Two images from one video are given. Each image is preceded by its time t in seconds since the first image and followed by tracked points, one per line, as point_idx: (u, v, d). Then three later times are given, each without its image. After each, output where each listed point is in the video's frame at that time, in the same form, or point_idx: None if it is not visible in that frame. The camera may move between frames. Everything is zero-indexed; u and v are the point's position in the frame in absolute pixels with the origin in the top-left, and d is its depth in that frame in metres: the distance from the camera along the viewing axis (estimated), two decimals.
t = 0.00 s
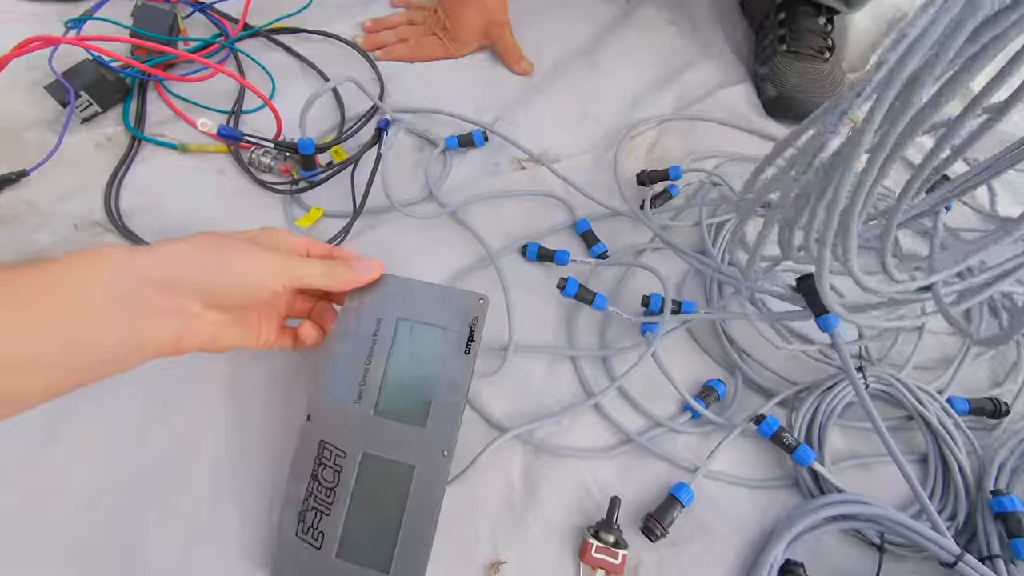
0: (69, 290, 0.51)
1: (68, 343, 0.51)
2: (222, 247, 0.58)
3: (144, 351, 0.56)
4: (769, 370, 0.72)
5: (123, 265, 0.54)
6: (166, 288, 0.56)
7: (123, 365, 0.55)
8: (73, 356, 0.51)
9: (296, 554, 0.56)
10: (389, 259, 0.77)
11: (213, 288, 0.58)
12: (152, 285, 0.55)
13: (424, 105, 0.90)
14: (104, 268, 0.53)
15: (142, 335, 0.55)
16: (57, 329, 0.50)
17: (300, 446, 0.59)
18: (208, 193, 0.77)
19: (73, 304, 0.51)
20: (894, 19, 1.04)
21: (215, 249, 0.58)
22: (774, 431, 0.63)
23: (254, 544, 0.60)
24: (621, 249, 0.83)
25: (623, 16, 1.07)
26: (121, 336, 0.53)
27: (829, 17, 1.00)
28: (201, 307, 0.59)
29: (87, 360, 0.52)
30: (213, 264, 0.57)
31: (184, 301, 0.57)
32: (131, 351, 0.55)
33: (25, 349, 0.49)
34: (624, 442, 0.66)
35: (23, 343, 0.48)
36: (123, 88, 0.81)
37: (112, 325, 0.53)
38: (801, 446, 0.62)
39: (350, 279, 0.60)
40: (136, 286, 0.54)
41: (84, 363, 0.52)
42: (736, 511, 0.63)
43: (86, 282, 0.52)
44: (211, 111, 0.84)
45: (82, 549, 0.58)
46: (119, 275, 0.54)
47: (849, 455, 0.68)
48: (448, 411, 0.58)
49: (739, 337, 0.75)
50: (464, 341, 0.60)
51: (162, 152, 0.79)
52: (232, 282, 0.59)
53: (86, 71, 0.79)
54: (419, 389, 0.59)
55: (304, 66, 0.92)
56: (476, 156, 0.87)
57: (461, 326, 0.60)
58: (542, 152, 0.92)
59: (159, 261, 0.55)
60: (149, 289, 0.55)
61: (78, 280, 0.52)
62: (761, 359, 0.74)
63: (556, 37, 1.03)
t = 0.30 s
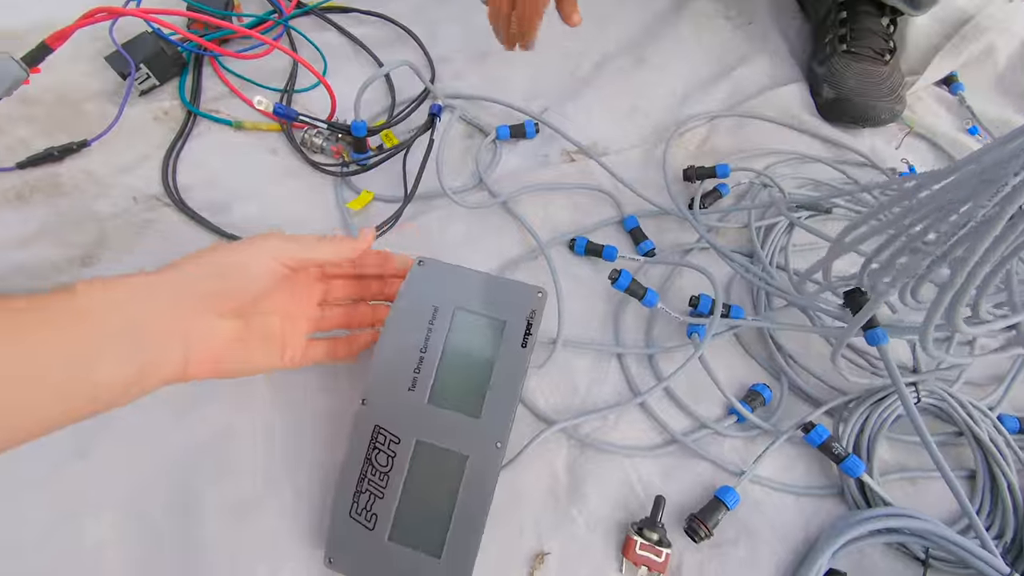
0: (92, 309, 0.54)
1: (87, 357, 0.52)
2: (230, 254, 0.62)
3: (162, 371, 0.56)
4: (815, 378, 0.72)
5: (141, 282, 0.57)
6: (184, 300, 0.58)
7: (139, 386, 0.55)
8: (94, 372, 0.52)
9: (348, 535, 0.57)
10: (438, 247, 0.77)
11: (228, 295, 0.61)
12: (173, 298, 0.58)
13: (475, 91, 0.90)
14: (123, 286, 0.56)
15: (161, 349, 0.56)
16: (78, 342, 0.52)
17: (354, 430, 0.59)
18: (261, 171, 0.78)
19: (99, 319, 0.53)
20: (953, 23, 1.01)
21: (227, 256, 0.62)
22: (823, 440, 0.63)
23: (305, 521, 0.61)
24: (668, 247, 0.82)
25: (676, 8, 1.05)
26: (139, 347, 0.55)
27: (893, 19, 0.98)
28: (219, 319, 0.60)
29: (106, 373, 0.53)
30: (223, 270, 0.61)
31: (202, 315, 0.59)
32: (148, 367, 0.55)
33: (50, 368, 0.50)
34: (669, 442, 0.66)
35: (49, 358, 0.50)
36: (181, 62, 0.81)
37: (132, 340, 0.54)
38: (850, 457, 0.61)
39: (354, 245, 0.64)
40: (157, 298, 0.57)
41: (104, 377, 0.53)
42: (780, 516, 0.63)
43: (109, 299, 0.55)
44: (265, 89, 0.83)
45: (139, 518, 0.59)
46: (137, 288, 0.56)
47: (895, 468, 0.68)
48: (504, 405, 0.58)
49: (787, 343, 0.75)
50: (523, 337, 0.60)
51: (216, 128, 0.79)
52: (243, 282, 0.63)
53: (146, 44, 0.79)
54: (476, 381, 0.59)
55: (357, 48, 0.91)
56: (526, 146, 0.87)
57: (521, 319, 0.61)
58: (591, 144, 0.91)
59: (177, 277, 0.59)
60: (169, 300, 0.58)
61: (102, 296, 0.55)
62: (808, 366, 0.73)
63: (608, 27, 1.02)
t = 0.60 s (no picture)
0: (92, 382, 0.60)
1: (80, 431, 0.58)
2: (228, 322, 0.66)
3: (155, 437, 0.61)
4: (798, 382, 0.76)
5: (145, 353, 0.63)
6: (179, 370, 0.63)
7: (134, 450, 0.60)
8: (87, 441, 0.58)
9: (359, 533, 0.61)
10: (440, 263, 0.81)
11: (225, 362, 0.66)
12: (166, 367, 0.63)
13: (473, 115, 0.95)
14: (119, 361, 0.62)
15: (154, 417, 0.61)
16: (74, 416, 0.58)
17: (362, 437, 0.64)
18: (274, 195, 0.82)
19: (95, 392, 0.59)
20: (930, 42, 1.06)
21: (225, 324, 0.66)
22: (803, 441, 0.67)
23: (321, 524, 0.65)
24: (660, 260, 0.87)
25: (663, 32, 1.10)
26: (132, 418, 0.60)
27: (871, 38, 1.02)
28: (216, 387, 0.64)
29: (98, 441, 0.58)
30: (219, 338, 0.66)
31: (198, 383, 0.64)
32: (143, 434, 0.61)
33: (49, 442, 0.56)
34: (660, 446, 0.70)
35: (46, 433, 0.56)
36: (196, 94, 0.86)
37: (125, 411, 0.60)
38: (829, 457, 0.66)
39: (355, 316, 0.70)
40: (154, 369, 0.63)
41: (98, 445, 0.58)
42: (765, 513, 0.67)
43: (108, 373, 0.61)
44: (276, 117, 0.89)
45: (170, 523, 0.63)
46: (134, 362, 0.62)
47: (873, 467, 0.72)
48: (497, 405, 0.63)
49: (771, 350, 0.79)
50: (510, 340, 0.66)
51: (231, 156, 0.84)
52: (239, 350, 0.67)
53: (164, 78, 0.84)
54: (470, 386, 0.65)
55: (362, 76, 0.96)
56: (522, 167, 0.92)
57: (508, 327, 0.67)
58: (584, 163, 0.96)
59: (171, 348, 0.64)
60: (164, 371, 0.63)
61: (103, 369, 0.61)
62: (791, 371, 0.78)
63: (599, 51, 1.07)
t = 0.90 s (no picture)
0: (54, 446, 0.48)
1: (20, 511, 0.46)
2: (231, 388, 0.55)
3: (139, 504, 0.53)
4: (796, 374, 0.76)
5: (82, 423, 0.50)
6: (175, 446, 0.53)
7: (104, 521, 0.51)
8: (27, 523, 0.46)
9: (363, 539, 0.62)
10: (437, 264, 0.82)
11: (224, 434, 0.56)
12: (133, 446, 0.51)
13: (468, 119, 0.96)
14: (92, 426, 0.50)
15: (142, 488, 0.52)
16: (10, 490, 0.45)
17: (356, 442, 0.66)
18: (271, 201, 0.83)
19: (38, 465, 0.47)
20: (919, 39, 1.08)
21: (218, 392, 0.55)
22: (803, 432, 0.67)
23: (320, 525, 0.65)
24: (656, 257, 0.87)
25: (654, 34, 1.11)
26: (122, 487, 0.51)
27: (860, 36, 1.03)
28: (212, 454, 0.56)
29: (54, 519, 0.47)
30: (213, 408, 0.54)
31: (196, 455, 0.55)
32: (137, 500, 0.52)
33: None
34: (659, 440, 0.70)
35: None
36: (194, 103, 0.87)
37: (93, 484, 0.49)
38: (829, 447, 0.66)
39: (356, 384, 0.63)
40: (144, 440, 0.52)
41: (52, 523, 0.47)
42: (766, 505, 0.67)
43: (64, 445, 0.48)
44: (273, 125, 0.90)
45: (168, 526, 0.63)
46: (122, 431, 0.51)
47: (874, 458, 0.72)
48: (479, 394, 0.64)
49: (769, 343, 0.79)
50: (486, 327, 0.67)
51: (228, 163, 0.85)
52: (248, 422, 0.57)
53: (161, 88, 0.85)
54: (451, 378, 0.66)
55: (358, 83, 0.98)
56: (517, 169, 0.92)
57: (482, 315, 0.68)
58: (578, 164, 0.97)
59: (139, 426, 0.51)
60: (132, 450, 0.51)
61: (85, 433, 0.49)
62: (789, 363, 0.78)
63: (591, 54, 1.08)
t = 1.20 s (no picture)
0: (46, 470, 0.50)
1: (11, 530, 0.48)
2: (220, 403, 0.57)
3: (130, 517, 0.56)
4: (766, 364, 0.79)
5: (74, 449, 0.51)
6: (163, 465, 0.55)
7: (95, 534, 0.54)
8: (17, 540, 0.49)
9: (347, 529, 0.63)
10: (420, 262, 0.84)
11: (210, 449, 0.58)
12: (126, 466, 0.53)
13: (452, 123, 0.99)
14: (87, 445, 0.52)
15: (132, 501, 0.55)
16: None
17: (338, 433, 0.66)
18: (259, 202, 0.86)
19: (27, 486, 0.49)
20: (890, 45, 1.12)
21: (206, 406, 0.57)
22: (769, 418, 0.70)
23: (304, 511, 0.67)
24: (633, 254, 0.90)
25: (634, 41, 1.15)
26: (111, 504, 0.53)
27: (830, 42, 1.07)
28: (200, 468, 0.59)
29: (44, 538, 0.50)
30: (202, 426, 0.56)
31: (184, 473, 0.57)
32: (127, 516, 0.55)
33: None
34: (632, 428, 0.72)
35: None
36: (185, 109, 0.90)
37: (83, 504, 0.52)
38: (794, 432, 0.68)
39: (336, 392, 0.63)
40: (134, 462, 0.54)
41: (42, 539, 0.50)
42: (734, 488, 0.70)
43: (54, 465, 0.50)
44: (262, 129, 0.93)
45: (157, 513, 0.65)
46: (115, 451, 0.53)
47: (839, 443, 0.75)
48: (463, 388, 0.66)
49: (741, 335, 0.82)
50: (470, 322, 0.70)
51: (218, 165, 0.88)
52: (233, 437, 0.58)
53: (154, 94, 0.88)
54: (435, 371, 0.68)
55: (345, 89, 1.01)
56: (499, 171, 0.95)
57: (466, 310, 0.70)
58: (559, 165, 1.00)
59: (134, 446, 0.53)
60: (124, 471, 0.53)
61: (80, 454, 0.52)
62: (760, 353, 0.81)
63: (572, 60, 1.12)
